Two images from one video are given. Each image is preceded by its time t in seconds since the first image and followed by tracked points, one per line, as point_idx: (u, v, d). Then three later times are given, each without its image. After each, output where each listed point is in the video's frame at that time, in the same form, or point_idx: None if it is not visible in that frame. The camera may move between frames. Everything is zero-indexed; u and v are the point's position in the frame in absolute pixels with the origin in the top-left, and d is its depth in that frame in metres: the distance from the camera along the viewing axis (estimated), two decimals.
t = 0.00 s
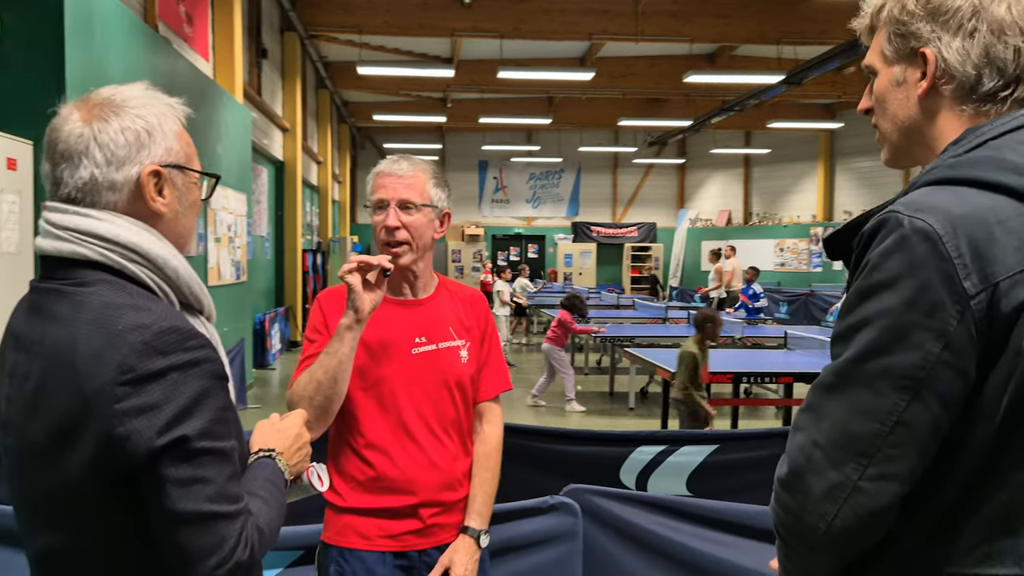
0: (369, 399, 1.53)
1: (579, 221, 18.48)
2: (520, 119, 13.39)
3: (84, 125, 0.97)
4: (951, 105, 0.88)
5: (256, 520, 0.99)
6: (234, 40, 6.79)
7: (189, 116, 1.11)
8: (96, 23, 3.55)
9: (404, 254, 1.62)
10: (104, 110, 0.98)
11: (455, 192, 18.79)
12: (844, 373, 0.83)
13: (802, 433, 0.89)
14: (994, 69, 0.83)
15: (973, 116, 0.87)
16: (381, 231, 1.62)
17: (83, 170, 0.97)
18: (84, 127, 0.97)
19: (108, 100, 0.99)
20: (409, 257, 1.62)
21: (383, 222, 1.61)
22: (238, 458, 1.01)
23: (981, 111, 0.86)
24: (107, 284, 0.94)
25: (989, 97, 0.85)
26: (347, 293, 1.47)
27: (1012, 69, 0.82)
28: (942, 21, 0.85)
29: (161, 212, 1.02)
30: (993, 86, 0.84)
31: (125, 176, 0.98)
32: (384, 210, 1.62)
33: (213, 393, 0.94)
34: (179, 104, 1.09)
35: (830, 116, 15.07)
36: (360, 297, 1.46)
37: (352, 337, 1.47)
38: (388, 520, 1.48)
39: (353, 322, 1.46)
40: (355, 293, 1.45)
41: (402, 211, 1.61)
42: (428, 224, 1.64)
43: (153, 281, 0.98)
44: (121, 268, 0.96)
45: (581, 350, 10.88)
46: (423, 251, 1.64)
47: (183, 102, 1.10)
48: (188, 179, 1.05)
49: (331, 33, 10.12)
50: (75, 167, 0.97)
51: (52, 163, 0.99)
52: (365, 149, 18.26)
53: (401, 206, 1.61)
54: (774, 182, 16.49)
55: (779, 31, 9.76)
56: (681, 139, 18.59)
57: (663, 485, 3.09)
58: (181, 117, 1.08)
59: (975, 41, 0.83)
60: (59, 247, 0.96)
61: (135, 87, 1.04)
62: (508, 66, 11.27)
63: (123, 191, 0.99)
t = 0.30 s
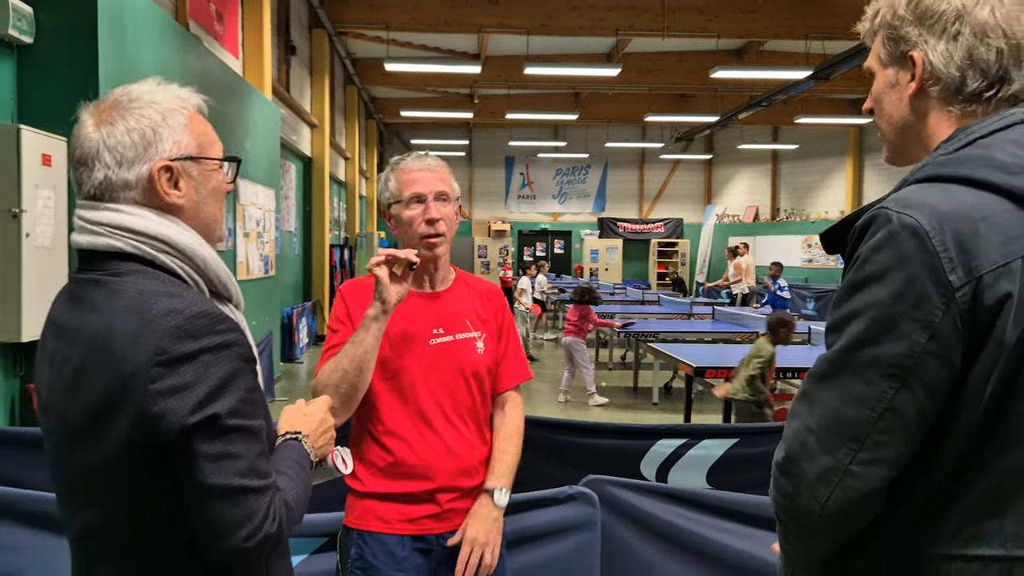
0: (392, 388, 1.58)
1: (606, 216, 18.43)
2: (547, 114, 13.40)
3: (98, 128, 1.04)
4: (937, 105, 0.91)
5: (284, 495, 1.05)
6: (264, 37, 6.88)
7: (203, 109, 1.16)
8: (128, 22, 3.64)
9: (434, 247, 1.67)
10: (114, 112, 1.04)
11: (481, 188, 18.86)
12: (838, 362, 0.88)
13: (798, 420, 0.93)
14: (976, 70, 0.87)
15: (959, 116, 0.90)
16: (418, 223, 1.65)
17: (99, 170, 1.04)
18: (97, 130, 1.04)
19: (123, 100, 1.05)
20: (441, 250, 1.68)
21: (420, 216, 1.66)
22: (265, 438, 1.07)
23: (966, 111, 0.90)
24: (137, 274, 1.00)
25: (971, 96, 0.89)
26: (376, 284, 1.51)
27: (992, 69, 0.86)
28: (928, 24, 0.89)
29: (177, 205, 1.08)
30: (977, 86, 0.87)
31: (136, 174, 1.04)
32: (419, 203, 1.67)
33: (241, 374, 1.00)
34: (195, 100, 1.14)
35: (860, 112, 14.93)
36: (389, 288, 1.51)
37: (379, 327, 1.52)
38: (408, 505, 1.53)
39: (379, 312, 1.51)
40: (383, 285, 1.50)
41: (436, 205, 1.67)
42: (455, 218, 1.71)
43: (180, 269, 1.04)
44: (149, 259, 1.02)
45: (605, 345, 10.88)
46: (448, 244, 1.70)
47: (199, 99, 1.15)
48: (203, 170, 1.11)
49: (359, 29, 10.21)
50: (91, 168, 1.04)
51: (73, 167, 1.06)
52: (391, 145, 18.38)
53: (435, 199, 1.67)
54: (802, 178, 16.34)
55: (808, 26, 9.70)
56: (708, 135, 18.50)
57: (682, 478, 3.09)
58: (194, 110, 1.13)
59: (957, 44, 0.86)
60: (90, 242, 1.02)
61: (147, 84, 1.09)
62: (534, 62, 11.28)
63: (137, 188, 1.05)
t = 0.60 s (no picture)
0: (406, 381, 1.62)
1: (621, 214, 18.43)
2: (562, 111, 13.43)
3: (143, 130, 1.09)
4: (899, 115, 1.05)
5: (297, 480, 1.10)
6: (281, 36, 6.97)
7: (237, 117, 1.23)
8: (149, 22, 3.72)
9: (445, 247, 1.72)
10: (160, 117, 1.10)
11: (497, 185, 18.94)
12: (821, 356, 0.93)
13: (786, 411, 0.99)
14: (907, 87, 1.01)
15: (920, 122, 1.03)
16: (432, 227, 1.69)
17: (143, 170, 1.09)
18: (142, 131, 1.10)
19: (164, 105, 1.11)
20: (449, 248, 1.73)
21: (431, 218, 1.69)
22: (282, 425, 1.13)
23: (926, 119, 1.03)
24: (162, 270, 1.06)
25: (915, 107, 1.01)
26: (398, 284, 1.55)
27: (922, 84, 0.99)
28: (877, 49, 1.05)
29: (212, 206, 1.14)
30: (911, 101, 1.01)
31: (180, 175, 1.10)
32: (428, 206, 1.69)
33: (258, 365, 1.06)
34: (229, 109, 1.20)
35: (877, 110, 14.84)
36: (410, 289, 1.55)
37: (400, 327, 1.56)
38: (421, 493, 1.57)
39: (403, 312, 1.55)
40: (407, 286, 1.55)
41: (446, 206, 1.71)
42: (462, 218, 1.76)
43: (203, 265, 1.10)
44: (176, 255, 1.08)
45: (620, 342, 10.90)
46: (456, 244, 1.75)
47: (232, 107, 1.22)
48: (238, 175, 1.17)
49: (375, 27, 10.29)
50: (136, 167, 1.10)
51: (115, 163, 1.11)
52: (408, 142, 18.48)
53: (445, 201, 1.71)
54: (818, 175, 16.25)
55: (824, 23, 9.67)
56: (724, 132, 18.43)
57: (692, 473, 3.07)
58: (229, 118, 1.19)
59: (892, 65, 1.01)
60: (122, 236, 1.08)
61: (187, 91, 1.15)
62: (549, 60, 11.30)
63: (176, 187, 1.11)
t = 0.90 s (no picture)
0: (414, 375, 1.68)
1: (635, 211, 18.43)
2: (576, 109, 13.46)
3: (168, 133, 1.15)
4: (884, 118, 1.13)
5: (312, 469, 1.16)
6: (297, 36, 7.04)
7: (256, 123, 1.29)
8: (167, 23, 3.79)
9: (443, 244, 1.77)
10: (185, 121, 1.16)
11: (511, 182, 19.00)
12: (805, 349, 1.02)
13: (775, 402, 1.08)
14: (889, 96, 1.09)
15: (901, 124, 1.12)
16: (421, 223, 1.75)
17: (167, 173, 1.15)
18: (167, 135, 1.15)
19: (189, 111, 1.17)
20: (447, 246, 1.77)
21: (424, 215, 1.75)
22: (296, 417, 1.19)
23: (907, 122, 1.11)
24: (180, 267, 1.11)
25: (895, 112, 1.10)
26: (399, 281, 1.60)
27: (895, 93, 1.08)
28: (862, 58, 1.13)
29: (232, 208, 1.20)
30: (894, 106, 1.10)
31: (202, 178, 1.16)
32: (422, 203, 1.75)
33: (273, 359, 1.11)
34: (248, 114, 1.26)
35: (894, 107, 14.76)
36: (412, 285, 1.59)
37: (403, 322, 1.60)
38: (428, 485, 1.62)
39: (405, 308, 1.60)
40: (408, 282, 1.58)
41: (440, 203, 1.76)
42: (460, 215, 1.80)
43: (221, 263, 1.16)
44: (195, 253, 1.13)
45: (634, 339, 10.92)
46: (456, 240, 1.80)
47: (252, 112, 1.28)
48: (255, 179, 1.23)
49: (390, 26, 10.36)
50: (161, 169, 1.15)
51: (141, 165, 1.17)
52: (422, 140, 18.57)
53: (438, 198, 1.76)
54: (834, 172, 16.17)
55: (840, 19, 9.65)
56: (739, 129, 18.38)
57: (704, 469, 3.08)
58: (249, 124, 1.25)
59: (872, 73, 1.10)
60: (146, 235, 1.14)
61: (209, 98, 1.21)
62: (563, 57, 11.32)
63: (198, 189, 1.16)
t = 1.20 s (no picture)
0: (421, 366, 1.73)
1: (650, 209, 18.42)
2: (591, 107, 13.48)
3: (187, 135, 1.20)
4: (892, 114, 1.12)
5: (325, 458, 1.20)
6: (313, 36, 7.11)
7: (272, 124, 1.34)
8: (185, 23, 3.85)
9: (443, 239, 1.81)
10: (203, 122, 1.21)
11: (526, 180, 19.05)
12: (799, 342, 1.06)
13: (770, 393, 1.12)
14: (914, 83, 1.07)
15: (915, 118, 1.11)
16: (420, 217, 1.80)
17: (187, 173, 1.20)
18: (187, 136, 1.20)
19: (206, 113, 1.22)
20: (447, 241, 1.81)
21: (423, 209, 1.80)
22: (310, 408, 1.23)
23: (919, 118, 1.10)
24: (199, 265, 1.16)
25: (914, 105, 1.09)
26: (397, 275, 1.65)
27: (925, 81, 1.06)
28: (879, 45, 1.10)
29: (249, 206, 1.24)
30: (917, 96, 1.08)
31: (220, 176, 1.20)
32: (423, 198, 1.81)
33: (287, 352, 1.15)
34: (264, 115, 1.31)
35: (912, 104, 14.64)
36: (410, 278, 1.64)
37: (403, 315, 1.65)
38: (436, 476, 1.67)
39: (405, 302, 1.65)
40: (406, 275, 1.63)
41: (439, 199, 1.80)
42: (463, 211, 1.82)
43: (239, 260, 1.21)
44: (214, 250, 1.18)
45: (648, 337, 10.94)
46: (459, 235, 1.83)
47: (268, 113, 1.32)
48: (269, 177, 1.27)
49: (405, 24, 10.44)
50: (180, 169, 1.20)
51: (163, 165, 1.22)
52: (438, 138, 18.65)
53: (437, 194, 1.80)
54: (850, 170, 16.09)
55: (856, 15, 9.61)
56: (755, 126, 18.31)
57: (715, 463, 3.08)
58: (265, 124, 1.30)
59: (893, 63, 1.08)
60: (164, 233, 1.19)
61: (227, 99, 1.26)
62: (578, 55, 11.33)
63: (216, 188, 1.21)
